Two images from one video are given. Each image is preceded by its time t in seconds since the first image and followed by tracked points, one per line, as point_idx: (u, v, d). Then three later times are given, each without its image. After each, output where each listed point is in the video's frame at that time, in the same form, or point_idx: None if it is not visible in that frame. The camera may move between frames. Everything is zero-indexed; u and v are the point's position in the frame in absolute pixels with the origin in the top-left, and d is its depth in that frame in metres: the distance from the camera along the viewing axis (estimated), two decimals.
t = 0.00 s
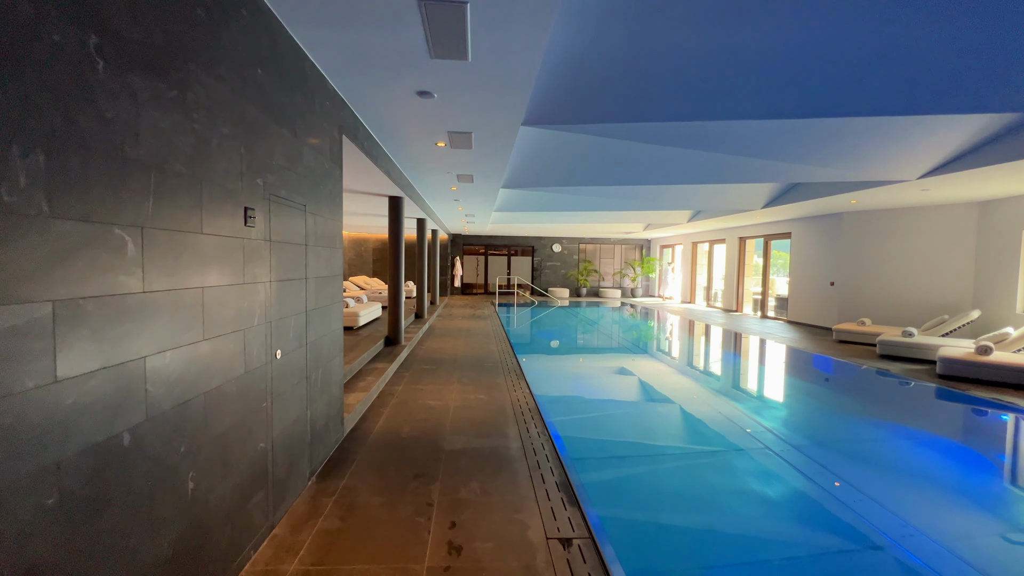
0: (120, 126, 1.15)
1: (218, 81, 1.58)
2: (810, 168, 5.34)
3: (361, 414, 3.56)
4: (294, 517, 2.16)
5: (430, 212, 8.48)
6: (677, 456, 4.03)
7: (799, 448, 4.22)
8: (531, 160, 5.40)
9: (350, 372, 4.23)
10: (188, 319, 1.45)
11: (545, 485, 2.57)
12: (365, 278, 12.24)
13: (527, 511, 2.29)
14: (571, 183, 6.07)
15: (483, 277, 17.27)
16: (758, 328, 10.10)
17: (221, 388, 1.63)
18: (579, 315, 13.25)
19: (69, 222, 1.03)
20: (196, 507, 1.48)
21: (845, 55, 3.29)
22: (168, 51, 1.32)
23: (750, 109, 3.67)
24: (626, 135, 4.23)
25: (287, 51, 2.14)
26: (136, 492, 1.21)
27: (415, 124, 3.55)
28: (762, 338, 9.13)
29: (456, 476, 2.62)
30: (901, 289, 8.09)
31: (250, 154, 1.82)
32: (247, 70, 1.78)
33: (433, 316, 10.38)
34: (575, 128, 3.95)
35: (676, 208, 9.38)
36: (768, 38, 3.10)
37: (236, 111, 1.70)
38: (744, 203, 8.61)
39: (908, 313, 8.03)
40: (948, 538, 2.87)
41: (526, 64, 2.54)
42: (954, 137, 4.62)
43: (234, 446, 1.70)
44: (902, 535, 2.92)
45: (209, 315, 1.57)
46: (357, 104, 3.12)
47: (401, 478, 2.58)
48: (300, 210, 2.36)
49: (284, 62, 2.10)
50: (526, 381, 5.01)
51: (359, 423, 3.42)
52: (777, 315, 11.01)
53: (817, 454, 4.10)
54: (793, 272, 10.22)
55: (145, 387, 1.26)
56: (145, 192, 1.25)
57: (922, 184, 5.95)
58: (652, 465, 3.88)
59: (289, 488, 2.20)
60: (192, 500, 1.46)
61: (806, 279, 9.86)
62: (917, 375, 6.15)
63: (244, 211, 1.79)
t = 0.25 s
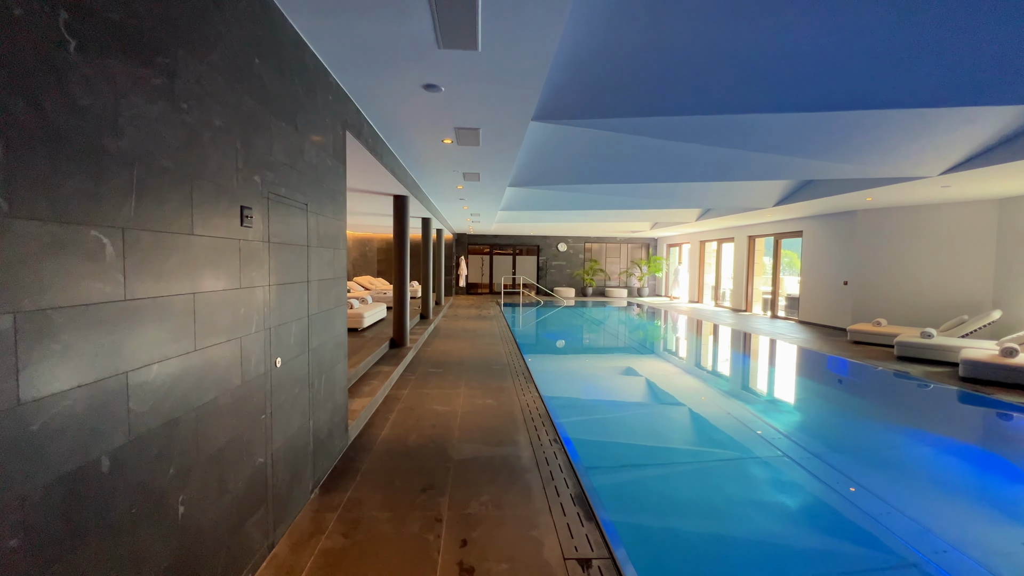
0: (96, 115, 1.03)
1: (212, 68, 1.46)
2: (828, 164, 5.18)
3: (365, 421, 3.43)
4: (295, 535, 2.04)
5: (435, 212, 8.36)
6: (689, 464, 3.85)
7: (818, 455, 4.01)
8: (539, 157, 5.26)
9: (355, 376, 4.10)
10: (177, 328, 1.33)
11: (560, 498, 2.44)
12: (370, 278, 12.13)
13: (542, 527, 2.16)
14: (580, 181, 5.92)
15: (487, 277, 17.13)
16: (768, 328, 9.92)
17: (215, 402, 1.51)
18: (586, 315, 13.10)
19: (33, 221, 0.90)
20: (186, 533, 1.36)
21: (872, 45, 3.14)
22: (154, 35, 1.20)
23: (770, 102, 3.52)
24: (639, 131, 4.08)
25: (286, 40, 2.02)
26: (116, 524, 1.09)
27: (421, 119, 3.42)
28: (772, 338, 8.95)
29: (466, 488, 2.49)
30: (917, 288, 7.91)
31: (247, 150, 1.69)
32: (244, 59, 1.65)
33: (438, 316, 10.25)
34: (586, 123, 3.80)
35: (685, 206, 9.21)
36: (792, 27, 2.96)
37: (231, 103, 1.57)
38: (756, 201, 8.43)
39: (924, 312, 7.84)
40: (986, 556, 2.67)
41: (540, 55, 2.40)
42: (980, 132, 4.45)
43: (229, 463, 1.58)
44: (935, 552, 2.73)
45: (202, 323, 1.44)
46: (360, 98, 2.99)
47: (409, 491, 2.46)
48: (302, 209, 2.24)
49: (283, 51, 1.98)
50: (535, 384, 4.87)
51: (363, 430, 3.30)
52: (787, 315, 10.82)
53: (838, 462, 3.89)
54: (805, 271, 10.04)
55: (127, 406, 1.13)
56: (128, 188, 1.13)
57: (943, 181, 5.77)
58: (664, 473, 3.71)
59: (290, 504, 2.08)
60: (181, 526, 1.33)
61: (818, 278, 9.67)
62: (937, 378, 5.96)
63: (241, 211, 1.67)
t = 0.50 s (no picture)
0: (63, 95, 0.92)
1: (199, 50, 1.35)
2: (846, 157, 5.02)
3: (370, 423, 3.33)
4: (295, 545, 1.94)
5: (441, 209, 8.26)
6: (701, 467, 3.71)
7: (834, 458, 3.85)
8: (547, 151, 5.13)
9: (359, 376, 4.01)
10: (163, 331, 1.22)
11: (572, 507, 2.33)
12: (375, 276, 12.07)
13: (554, 539, 2.05)
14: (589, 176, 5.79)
15: (494, 274, 17.03)
16: (778, 326, 9.73)
17: (207, 410, 1.40)
18: (593, 313, 12.95)
19: None
20: (173, 552, 1.26)
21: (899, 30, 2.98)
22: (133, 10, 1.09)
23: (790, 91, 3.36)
24: (651, 122, 3.95)
25: (283, 24, 1.91)
26: (89, 548, 0.99)
27: (426, 111, 3.30)
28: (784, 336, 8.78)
29: (474, 496, 2.38)
30: (934, 286, 7.71)
31: (240, 139, 1.59)
32: (236, 41, 1.54)
33: (444, 314, 10.16)
34: (597, 115, 3.67)
35: (695, 202, 9.04)
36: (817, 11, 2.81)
37: (223, 89, 1.47)
38: (768, 197, 8.25)
39: (942, 311, 7.64)
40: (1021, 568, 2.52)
41: (553, 41, 2.28)
42: (1007, 123, 4.28)
43: (222, 475, 1.48)
44: (966, 565, 2.57)
45: (191, 325, 1.34)
46: (364, 89, 2.88)
47: (414, 498, 2.36)
48: (302, 204, 2.13)
49: (280, 37, 1.87)
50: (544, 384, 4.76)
51: (368, 433, 3.20)
52: (799, 313, 10.63)
53: (856, 465, 3.73)
54: (817, 268, 9.84)
55: (103, 416, 1.03)
56: (102, 178, 1.02)
57: (966, 174, 5.58)
58: (675, 476, 3.58)
59: (289, 513, 1.98)
60: (168, 544, 1.23)
61: (830, 275, 9.47)
62: (958, 378, 5.78)
63: (235, 205, 1.56)
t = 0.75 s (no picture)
0: (2, 64, 0.80)
1: (177, 25, 1.23)
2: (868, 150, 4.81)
3: (372, 426, 3.21)
4: (288, 558, 1.83)
5: (447, 206, 8.14)
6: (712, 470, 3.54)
7: (850, 461, 3.67)
8: (555, 145, 4.99)
9: (362, 377, 3.90)
10: (133, 334, 1.11)
11: (583, 518, 2.19)
12: (382, 275, 11.99)
13: (564, 554, 1.91)
14: (599, 171, 5.64)
15: (501, 273, 16.90)
16: (791, 325, 9.51)
17: (186, 419, 1.29)
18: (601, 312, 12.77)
19: None
20: None
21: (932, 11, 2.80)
22: None
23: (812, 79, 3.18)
24: (664, 113, 3.79)
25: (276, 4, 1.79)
26: None
27: (430, 102, 3.17)
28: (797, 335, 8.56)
29: (480, 506, 2.25)
30: (954, 284, 7.45)
31: (226, 125, 1.47)
32: (220, 18, 1.42)
33: (450, 313, 10.04)
34: (607, 106, 3.52)
35: (707, 198, 8.84)
36: None
37: (205, 69, 1.35)
38: (783, 193, 8.03)
39: (964, 310, 7.37)
40: None
41: (564, 24, 2.14)
42: None
43: (204, 489, 1.36)
44: None
45: (167, 327, 1.22)
46: (365, 78, 2.76)
47: (417, 508, 2.23)
48: (296, 197, 2.01)
49: (273, 18, 1.75)
50: (551, 386, 4.62)
51: (369, 437, 3.08)
52: (813, 312, 10.38)
53: (874, 469, 3.55)
54: (832, 267, 9.59)
55: (58, 430, 0.91)
56: (55, 161, 0.90)
57: (993, 167, 5.35)
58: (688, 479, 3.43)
59: (282, 525, 1.87)
60: (138, 567, 1.12)
61: (846, 273, 9.23)
62: (983, 380, 5.55)
63: (220, 196, 1.45)
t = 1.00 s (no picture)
0: None
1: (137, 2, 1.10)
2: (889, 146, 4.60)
3: (370, 434, 3.09)
4: None
5: (453, 205, 8.02)
6: (720, 475, 3.39)
7: (864, 467, 3.51)
8: (562, 141, 4.83)
9: (362, 381, 3.77)
10: (81, 348, 0.98)
11: (591, 539, 2.04)
12: (388, 275, 11.90)
13: None
14: (607, 169, 5.48)
15: (508, 273, 16.76)
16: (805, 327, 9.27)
17: (149, 439, 1.16)
18: (609, 313, 12.58)
19: None
20: None
21: None
22: None
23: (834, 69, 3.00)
24: (676, 107, 3.62)
25: None
26: None
27: (431, 95, 3.04)
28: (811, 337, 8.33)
29: (480, 524, 2.11)
30: (977, 286, 7.18)
31: (201, 116, 1.34)
32: None
33: (456, 314, 9.92)
34: (616, 100, 3.36)
35: (718, 197, 8.63)
36: None
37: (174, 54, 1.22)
38: (797, 191, 7.80)
39: (986, 314, 7.11)
40: None
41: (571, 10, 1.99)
42: None
43: (172, 514, 1.24)
44: None
45: (125, 337, 1.09)
46: (362, 71, 2.63)
47: (413, 526, 2.10)
48: (285, 194, 1.88)
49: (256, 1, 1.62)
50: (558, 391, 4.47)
51: (367, 446, 2.95)
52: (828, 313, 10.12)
53: (889, 477, 3.38)
54: (848, 267, 9.33)
55: None
56: None
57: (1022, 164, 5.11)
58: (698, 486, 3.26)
59: (267, 545, 1.74)
60: None
61: (862, 274, 8.97)
62: (1011, 386, 5.29)
63: (193, 193, 1.32)
